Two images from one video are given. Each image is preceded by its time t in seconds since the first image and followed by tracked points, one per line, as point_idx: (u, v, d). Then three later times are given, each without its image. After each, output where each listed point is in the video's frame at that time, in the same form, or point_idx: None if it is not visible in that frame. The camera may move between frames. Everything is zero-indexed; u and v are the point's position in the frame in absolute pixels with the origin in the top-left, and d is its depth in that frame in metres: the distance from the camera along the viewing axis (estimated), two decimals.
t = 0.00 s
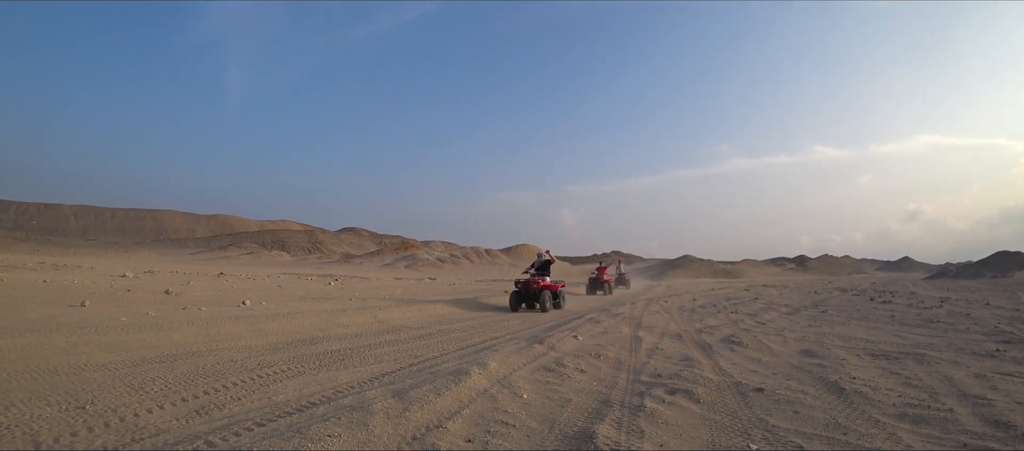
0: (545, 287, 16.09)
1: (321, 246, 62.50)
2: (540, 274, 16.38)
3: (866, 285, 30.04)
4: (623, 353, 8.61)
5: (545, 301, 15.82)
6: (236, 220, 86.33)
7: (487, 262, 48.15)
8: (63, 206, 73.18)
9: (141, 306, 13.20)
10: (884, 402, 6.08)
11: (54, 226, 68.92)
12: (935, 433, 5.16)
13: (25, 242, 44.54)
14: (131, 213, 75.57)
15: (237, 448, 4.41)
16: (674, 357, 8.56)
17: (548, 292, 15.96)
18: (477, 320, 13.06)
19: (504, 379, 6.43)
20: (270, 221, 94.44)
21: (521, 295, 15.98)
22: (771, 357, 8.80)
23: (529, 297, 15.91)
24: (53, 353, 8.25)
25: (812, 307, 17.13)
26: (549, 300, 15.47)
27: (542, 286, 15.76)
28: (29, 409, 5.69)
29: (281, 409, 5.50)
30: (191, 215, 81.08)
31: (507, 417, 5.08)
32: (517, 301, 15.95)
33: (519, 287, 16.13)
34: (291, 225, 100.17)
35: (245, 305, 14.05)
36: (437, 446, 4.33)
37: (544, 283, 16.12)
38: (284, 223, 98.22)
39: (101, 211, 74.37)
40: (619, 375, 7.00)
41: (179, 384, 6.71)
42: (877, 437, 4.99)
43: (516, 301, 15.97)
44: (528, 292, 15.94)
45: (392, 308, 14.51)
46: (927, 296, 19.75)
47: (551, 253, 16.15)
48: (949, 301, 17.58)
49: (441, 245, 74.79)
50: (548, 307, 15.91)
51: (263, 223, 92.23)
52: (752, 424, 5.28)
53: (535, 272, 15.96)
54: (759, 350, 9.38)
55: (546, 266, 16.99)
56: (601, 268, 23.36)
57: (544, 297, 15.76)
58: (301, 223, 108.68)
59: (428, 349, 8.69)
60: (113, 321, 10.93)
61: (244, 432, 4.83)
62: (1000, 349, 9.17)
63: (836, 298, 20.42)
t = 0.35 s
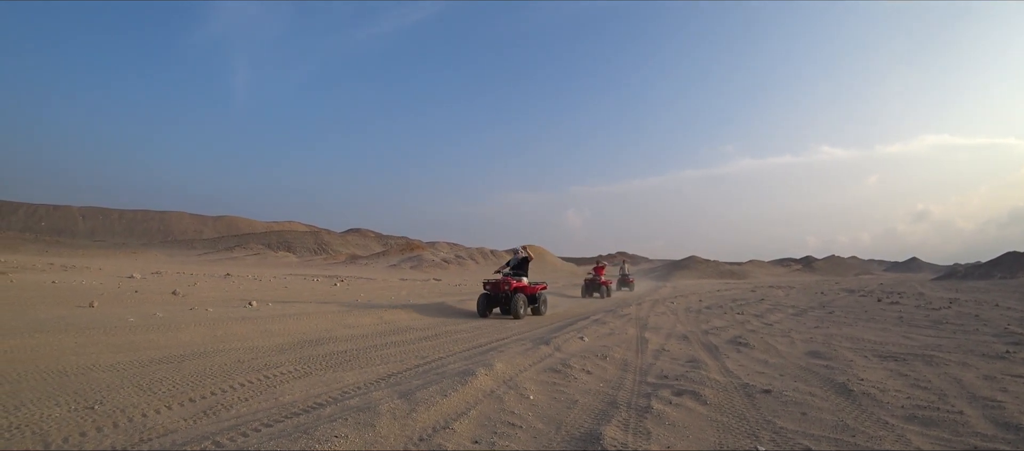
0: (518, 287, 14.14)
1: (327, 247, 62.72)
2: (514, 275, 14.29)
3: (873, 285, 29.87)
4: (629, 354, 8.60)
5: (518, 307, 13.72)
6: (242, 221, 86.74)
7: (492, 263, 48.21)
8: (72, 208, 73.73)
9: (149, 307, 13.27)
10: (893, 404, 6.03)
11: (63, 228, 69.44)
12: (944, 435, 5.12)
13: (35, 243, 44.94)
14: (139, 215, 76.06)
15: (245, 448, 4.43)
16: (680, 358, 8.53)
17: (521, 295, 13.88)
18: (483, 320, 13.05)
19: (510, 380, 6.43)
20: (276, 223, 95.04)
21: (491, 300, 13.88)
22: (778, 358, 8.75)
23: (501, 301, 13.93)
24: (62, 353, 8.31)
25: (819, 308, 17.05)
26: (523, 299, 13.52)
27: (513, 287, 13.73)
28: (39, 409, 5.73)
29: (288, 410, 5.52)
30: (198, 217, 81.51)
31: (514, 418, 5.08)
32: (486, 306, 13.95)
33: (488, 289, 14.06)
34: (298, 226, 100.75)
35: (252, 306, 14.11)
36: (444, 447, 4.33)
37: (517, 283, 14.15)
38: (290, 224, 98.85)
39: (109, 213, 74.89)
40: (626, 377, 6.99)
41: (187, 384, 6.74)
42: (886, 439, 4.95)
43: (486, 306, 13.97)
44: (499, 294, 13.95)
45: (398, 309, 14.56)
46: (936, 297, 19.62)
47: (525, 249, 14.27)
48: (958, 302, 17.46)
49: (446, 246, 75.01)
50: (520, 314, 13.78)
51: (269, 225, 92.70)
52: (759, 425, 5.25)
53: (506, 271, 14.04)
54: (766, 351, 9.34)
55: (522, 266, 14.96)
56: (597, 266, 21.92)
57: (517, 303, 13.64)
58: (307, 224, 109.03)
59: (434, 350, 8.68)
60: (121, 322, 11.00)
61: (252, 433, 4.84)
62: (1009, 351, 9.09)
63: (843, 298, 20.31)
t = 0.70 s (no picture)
0: (473, 289, 12.09)
1: (329, 247, 62.84)
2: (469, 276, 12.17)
3: (877, 285, 29.80)
4: (631, 354, 8.59)
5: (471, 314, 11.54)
6: (245, 222, 86.98)
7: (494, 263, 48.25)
8: (75, 208, 73.98)
9: (152, 307, 13.30)
10: (896, 404, 6.02)
11: (66, 228, 69.66)
12: (947, 434, 5.10)
13: (40, 244, 45.14)
14: (141, 215, 76.28)
15: (247, 447, 4.43)
16: (682, 358, 8.51)
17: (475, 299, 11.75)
18: (485, 320, 13.02)
19: (512, 379, 6.43)
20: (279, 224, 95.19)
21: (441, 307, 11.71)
22: (781, 358, 8.72)
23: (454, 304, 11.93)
24: (66, 353, 8.35)
25: (822, 308, 17.00)
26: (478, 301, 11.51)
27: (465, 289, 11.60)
28: (43, 408, 5.75)
29: (291, 409, 5.52)
30: (201, 218, 81.71)
31: (516, 417, 5.08)
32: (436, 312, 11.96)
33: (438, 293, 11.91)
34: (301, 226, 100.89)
35: (254, 306, 14.15)
36: (445, 446, 4.34)
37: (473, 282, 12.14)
38: (293, 224, 99.04)
39: (112, 213, 75.10)
40: (628, 376, 6.98)
41: (190, 384, 6.76)
42: (888, 439, 4.94)
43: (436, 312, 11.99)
44: (450, 297, 11.92)
45: (400, 308, 14.58)
46: (940, 297, 19.55)
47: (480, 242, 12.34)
48: (962, 301, 17.39)
49: (448, 246, 75.05)
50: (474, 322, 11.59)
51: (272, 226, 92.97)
52: (761, 425, 5.25)
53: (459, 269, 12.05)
54: (769, 351, 9.32)
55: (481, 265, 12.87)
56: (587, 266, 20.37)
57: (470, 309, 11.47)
58: (310, 225, 109.17)
59: (435, 350, 8.67)
60: (124, 322, 11.03)
61: (253, 432, 4.85)
62: (1014, 350, 9.05)
63: (846, 298, 20.26)
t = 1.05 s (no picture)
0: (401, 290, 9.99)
1: (330, 246, 62.92)
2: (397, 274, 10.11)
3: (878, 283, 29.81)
4: (632, 352, 8.60)
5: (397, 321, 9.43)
6: (247, 222, 87.12)
7: (496, 262, 48.33)
8: (77, 208, 74.14)
9: (153, 307, 13.32)
10: (896, 402, 6.03)
11: (68, 228, 69.81)
12: (948, 432, 5.10)
13: (42, 244, 45.23)
14: (143, 215, 76.42)
15: (249, 445, 4.45)
16: (683, 356, 8.52)
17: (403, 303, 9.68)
18: (486, 319, 13.02)
19: (513, 378, 6.44)
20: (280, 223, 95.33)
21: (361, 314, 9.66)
22: (782, 356, 8.73)
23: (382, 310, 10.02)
24: (67, 352, 8.38)
25: (823, 306, 16.99)
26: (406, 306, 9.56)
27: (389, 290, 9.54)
28: (46, 406, 5.78)
29: (292, 408, 5.54)
30: (202, 218, 81.85)
31: (517, 415, 5.09)
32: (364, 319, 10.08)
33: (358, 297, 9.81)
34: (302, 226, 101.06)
35: (256, 305, 14.18)
36: (446, 444, 4.35)
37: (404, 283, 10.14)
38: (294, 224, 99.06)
39: (114, 213, 75.24)
40: (628, 374, 6.99)
41: (191, 383, 6.77)
42: (889, 437, 4.94)
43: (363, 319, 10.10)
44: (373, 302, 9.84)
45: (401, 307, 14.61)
46: (941, 295, 19.55)
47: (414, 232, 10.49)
48: (963, 300, 17.38)
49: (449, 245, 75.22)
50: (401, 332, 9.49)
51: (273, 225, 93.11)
52: (761, 423, 5.26)
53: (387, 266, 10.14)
54: (770, 349, 9.32)
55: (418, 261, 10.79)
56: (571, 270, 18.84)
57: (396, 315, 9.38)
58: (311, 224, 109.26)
59: (436, 349, 8.67)
60: (126, 321, 11.07)
61: (255, 430, 4.87)
62: (1015, 349, 9.04)
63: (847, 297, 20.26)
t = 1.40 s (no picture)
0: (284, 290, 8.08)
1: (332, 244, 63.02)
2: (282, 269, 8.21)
3: (880, 282, 29.79)
4: (634, 350, 8.59)
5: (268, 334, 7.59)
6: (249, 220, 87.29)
7: (498, 260, 48.37)
8: (80, 207, 74.33)
9: (156, 305, 13.35)
10: (898, 400, 6.03)
11: (70, 226, 69.96)
12: (950, 431, 5.10)
13: (44, 242, 45.31)
14: (146, 214, 76.58)
15: (251, 443, 4.46)
16: (685, 354, 8.51)
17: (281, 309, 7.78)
18: (488, 317, 13.03)
19: (514, 376, 6.44)
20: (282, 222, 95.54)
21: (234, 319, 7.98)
22: (784, 354, 8.71)
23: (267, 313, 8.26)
24: (69, 350, 8.39)
25: (825, 305, 16.98)
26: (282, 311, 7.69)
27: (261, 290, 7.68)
28: (49, 404, 5.80)
29: (294, 405, 5.55)
30: (205, 216, 82.02)
31: (519, 413, 5.09)
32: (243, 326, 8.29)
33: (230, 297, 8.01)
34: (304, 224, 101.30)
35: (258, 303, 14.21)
36: (448, 442, 4.35)
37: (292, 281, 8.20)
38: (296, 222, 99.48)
39: (116, 211, 75.41)
40: (630, 372, 6.99)
41: (193, 380, 6.78)
42: (891, 435, 4.94)
43: (238, 326, 8.22)
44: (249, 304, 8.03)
45: (402, 305, 14.63)
46: (943, 294, 19.51)
47: (315, 212, 8.77)
48: (965, 299, 17.37)
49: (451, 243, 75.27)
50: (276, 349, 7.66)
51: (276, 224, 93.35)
52: (763, 421, 5.25)
53: (272, 257, 8.32)
54: (771, 347, 9.32)
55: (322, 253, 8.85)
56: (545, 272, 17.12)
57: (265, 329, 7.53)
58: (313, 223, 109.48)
59: (437, 346, 8.67)
60: (128, 319, 11.08)
61: (257, 427, 4.87)
62: (1018, 348, 9.02)
63: (849, 295, 20.24)
